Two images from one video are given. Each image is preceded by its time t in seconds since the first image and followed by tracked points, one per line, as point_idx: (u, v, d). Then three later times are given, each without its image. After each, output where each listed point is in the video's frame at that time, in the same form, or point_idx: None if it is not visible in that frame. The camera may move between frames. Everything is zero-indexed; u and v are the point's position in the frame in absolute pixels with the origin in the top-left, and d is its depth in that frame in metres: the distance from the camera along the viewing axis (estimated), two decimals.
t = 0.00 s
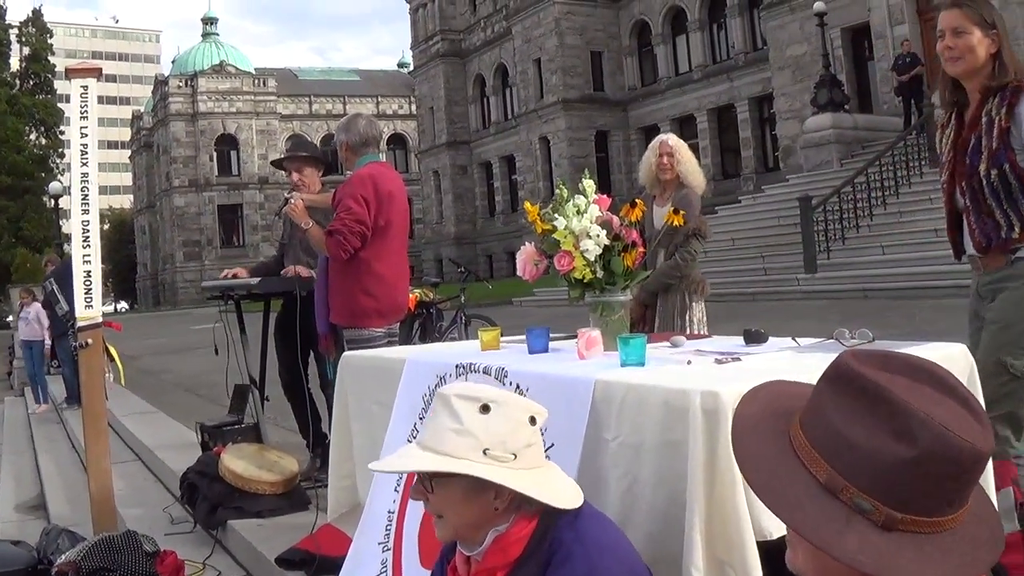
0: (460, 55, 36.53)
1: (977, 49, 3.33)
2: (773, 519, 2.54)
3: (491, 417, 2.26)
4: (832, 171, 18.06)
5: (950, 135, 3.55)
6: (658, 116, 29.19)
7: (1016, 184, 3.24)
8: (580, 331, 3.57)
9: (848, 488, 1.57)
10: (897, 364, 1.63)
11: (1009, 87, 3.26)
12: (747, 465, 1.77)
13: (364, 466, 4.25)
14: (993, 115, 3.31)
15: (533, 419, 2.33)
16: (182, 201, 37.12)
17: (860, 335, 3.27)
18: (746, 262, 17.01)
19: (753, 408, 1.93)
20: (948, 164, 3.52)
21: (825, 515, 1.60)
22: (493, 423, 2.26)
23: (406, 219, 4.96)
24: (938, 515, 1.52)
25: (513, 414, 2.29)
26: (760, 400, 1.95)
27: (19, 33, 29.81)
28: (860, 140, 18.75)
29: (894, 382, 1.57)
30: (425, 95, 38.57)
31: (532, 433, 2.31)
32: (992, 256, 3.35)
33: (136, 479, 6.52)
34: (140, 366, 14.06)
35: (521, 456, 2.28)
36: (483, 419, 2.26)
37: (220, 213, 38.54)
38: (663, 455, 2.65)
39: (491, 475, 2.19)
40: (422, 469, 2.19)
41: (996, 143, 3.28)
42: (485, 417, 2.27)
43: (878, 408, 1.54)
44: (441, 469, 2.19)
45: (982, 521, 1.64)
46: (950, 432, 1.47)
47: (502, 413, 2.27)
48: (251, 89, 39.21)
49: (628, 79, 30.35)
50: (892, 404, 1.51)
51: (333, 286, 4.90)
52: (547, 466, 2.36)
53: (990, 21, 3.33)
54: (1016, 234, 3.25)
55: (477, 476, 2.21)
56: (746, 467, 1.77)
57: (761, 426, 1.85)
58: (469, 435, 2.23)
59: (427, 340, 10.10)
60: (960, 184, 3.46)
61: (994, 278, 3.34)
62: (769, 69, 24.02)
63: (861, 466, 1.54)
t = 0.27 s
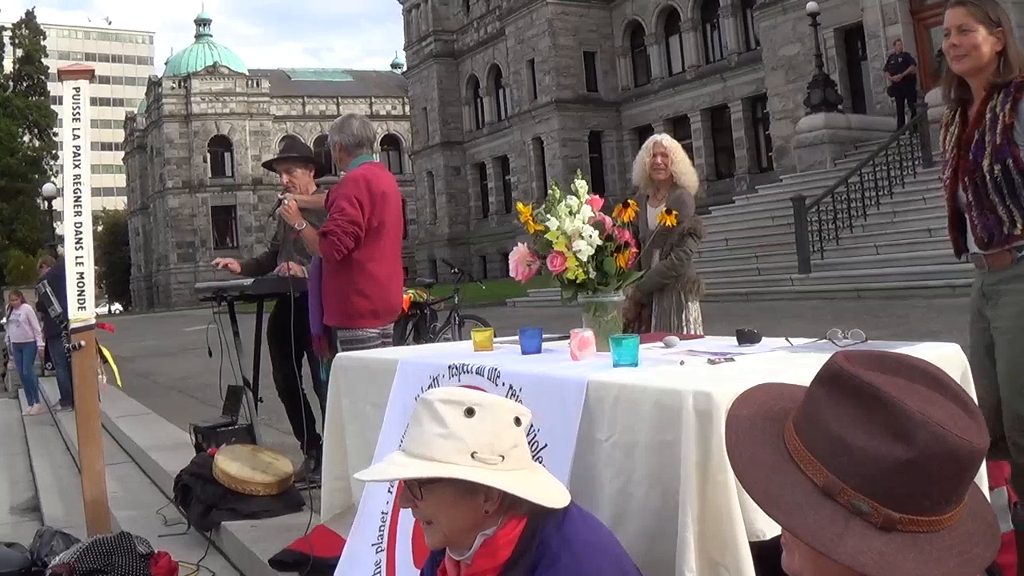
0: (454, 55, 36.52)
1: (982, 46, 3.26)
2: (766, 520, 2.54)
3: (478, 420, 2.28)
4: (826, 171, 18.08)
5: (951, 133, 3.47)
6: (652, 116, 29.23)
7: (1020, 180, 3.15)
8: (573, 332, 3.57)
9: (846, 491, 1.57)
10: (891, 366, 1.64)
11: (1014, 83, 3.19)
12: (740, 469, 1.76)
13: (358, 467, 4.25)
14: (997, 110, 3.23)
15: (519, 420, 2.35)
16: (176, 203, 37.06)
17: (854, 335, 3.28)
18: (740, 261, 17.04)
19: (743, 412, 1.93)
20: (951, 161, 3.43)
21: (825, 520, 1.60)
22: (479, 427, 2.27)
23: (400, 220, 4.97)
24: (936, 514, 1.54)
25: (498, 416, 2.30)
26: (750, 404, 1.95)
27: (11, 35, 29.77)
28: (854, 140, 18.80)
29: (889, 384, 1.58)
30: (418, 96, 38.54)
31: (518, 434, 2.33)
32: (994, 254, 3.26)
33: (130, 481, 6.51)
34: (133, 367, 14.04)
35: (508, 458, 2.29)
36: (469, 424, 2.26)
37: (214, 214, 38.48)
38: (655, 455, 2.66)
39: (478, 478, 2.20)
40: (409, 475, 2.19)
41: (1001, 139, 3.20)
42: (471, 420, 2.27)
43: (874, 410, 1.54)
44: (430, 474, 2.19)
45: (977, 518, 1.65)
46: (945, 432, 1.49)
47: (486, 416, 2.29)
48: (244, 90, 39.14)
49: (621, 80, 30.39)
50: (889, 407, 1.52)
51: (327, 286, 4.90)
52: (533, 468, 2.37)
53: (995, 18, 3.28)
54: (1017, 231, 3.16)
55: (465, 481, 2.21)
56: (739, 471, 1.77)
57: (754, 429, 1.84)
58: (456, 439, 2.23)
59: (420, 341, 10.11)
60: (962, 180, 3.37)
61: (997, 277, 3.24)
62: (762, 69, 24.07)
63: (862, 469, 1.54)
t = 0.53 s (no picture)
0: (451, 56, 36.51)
1: (997, 42, 3.22)
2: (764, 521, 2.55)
3: (476, 421, 2.28)
4: (823, 171, 18.11)
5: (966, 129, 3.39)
6: (649, 117, 29.26)
7: None
8: (570, 333, 3.57)
9: (843, 491, 1.58)
10: (884, 366, 1.65)
11: None
12: (736, 474, 1.76)
13: (356, 468, 4.24)
14: (1018, 105, 3.12)
15: (517, 421, 2.36)
16: (173, 204, 37.03)
17: (850, 336, 3.29)
18: (737, 262, 17.06)
19: (737, 418, 1.93)
20: (968, 157, 3.35)
21: (822, 522, 1.61)
22: (478, 427, 2.27)
23: (396, 221, 4.97)
24: (933, 512, 1.55)
25: (496, 416, 2.31)
26: (743, 410, 1.96)
27: (8, 36, 29.76)
28: (851, 141, 18.83)
29: (882, 384, 1.59)
30: (415, 97, 38.56)
31: (517, 435, 2.34)
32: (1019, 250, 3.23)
33: (127, 482, 6.51)
34: (129, 369, 14.02)
35: (507, 458, 2.29)
36: (468, 424, 2.27)
37: (211, 216, 38.45)
38: (652, 457, 2.66)
39: (477, 478, 2.20)
40: (409, 474, 2.20)
41: None
42: (470, 421, 2.28)
43: (870, 410, 1.56)
44: (430, 474, 2.20)
45: (974, 514, 1.67)
46: (940, 430, 1.50)
47: (485, 417, 2.29)
48: (241, 91, 39.10)
49: (618, 80, 30.42)
50: (884, 406, 1.53)
51: (324, 287, 4.90)
52: (531, 469, 2.38)
53: (1009, 14, 3.23)
54: None
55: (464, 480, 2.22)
56: (734, 475, 1.77)
57: (749, 434, 1.85)
58: (456, 439, 2.24)
59: (417, 342, 10.12)
60: (982, 176, 3.26)
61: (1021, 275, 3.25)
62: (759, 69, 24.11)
63: (859, 468, 1.55)
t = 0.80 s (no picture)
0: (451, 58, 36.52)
1: None
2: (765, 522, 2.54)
3: (477, 421, 2.28)
4: (823, 173, 18.12)
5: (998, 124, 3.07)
6: (648, 118, 29.26)
7: None
8: (570, 335, 3.57)
9: (840, 492, 1.59)
10: (879, 367, 1.66)
11: None
12: (734, 477, 1.77)
13: (356, 467, 4.25)
14: None
15: (517, 421, 2.37)
16: (173, 206, 37.06)
17: (851, 337, 3.29)
18: (737, 263, 17.07)
19: (734, 421, 1.94)
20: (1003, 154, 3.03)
21: (819, 523, 1.61)
22: (478, 427, 2.28)
23: (396, 222, 4.97)
24: (929, 510, 1.56)
25: (495, 415, 2.32)
26: (740, 413, 1.97)
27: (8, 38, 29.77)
28: (851, 142, 18.84)
29: (878, 384, 1.60)
30: (415, 99, 38.58)
31: (516, 435, 2.35)
32: None
33: (127, 483, 6.52)
34: (130, 370, 14.04)
35: (506, 458, 2.30)
36: (467, 424, 2.27)
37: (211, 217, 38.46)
38: (653, 458, 2.66)
39: (477, 477, 2.21)
40: (409, 474, 2.20)
41: None
42: (470, 420, 2.29)
43: (866, 411, 1.56)
44: (431, 474, 2.20)
45: (972, 513, 1.67)
46: (937, 429, 1.51)
47: (484, 416, 2.30)
48: (241, 93, 39.10)
49: (618, 82, 30.41)
50: (881, 407, 1.54)
51: (324, 289, 4.90)
52: (531, 468, 2.38)
53: None
54: None
55: (465, 479, 2.22)
56: (732, 479, 1.78)
57: (747, 437, 1.86)
58: (456, 439, 2.24)
59: (418, 344, 10.13)
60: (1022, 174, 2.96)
61: None
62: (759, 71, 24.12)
63: (857, 469, 1.55)
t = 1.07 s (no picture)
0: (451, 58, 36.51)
1: None
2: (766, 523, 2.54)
3: (478, 420, 2.28)
4: (823, 173, 18.13)
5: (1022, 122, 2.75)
6: (648, 118, 29.26)
7: None
8: (570, 335, 3.57)
9: (839, 495, 1.59)
10: (873, 368, 1.66)
11: None
12: (733, 483, 1.78)
13: (356, 467, 4.24)
14: None
15: (519, 421, 2.37)
16: (173, 206, 37.09)
17: (850, 337, 3.29)
18: (737, 263, 17.06)
19: (733, 430, 1.94)
20: None
21: (816, 527, 1.61)
22: (480, 427, 2.28)
23: (396, 223, 4.97)
24: (929, 509, 1.55)
25: (496, 415, 2.32)
26: (739, 420, 1.97)
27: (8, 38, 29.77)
28: (851, 142, 18.84)
29: (871, 386, 1.60)
30: (415, 99, 38.58)
31: (517, 435, 2.35)
32: None
33: (128, 483, 6.52)
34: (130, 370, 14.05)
35: (508, 458, 2.29)
36: (469, 424, 2.27)
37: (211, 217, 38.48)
38: (654, 459, 2.66)
39: (479, 477, 2.21)
40: (411, 475, 2.20)
41: None
42: (471, 421, 2.29)
43: (860, 413, 1.57)
44: (431, 474, 2.20)
45: (973, 510, 1.67)
46: (931, 427, 1.50)
47: (485, 416, 2.30)
48: (241, 93, 39.10)
49: (618, 82, 30.41)
50: (876, 408, 1.54)
51: (324, 289, 4.90)
52: (532, 469, 2.38)
53: None
54: None
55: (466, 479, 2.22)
56: (730, 485, 1.79)
57: (745, 445, 1.86)
58: (458, 439, 2.24)
59: (418, 344, 10.14)
60: None
61: None
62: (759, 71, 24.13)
63: (854, 471, 1.56)
